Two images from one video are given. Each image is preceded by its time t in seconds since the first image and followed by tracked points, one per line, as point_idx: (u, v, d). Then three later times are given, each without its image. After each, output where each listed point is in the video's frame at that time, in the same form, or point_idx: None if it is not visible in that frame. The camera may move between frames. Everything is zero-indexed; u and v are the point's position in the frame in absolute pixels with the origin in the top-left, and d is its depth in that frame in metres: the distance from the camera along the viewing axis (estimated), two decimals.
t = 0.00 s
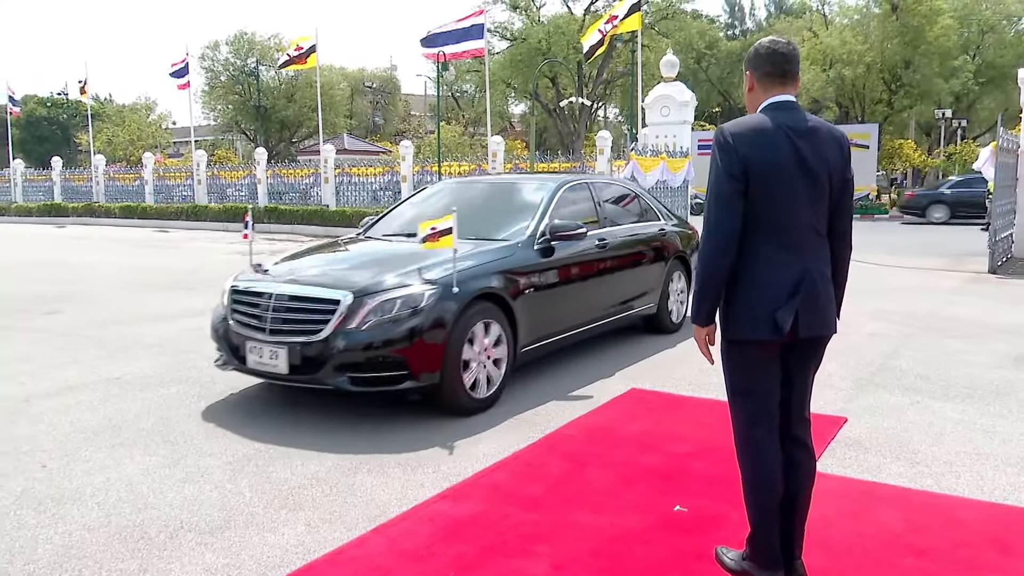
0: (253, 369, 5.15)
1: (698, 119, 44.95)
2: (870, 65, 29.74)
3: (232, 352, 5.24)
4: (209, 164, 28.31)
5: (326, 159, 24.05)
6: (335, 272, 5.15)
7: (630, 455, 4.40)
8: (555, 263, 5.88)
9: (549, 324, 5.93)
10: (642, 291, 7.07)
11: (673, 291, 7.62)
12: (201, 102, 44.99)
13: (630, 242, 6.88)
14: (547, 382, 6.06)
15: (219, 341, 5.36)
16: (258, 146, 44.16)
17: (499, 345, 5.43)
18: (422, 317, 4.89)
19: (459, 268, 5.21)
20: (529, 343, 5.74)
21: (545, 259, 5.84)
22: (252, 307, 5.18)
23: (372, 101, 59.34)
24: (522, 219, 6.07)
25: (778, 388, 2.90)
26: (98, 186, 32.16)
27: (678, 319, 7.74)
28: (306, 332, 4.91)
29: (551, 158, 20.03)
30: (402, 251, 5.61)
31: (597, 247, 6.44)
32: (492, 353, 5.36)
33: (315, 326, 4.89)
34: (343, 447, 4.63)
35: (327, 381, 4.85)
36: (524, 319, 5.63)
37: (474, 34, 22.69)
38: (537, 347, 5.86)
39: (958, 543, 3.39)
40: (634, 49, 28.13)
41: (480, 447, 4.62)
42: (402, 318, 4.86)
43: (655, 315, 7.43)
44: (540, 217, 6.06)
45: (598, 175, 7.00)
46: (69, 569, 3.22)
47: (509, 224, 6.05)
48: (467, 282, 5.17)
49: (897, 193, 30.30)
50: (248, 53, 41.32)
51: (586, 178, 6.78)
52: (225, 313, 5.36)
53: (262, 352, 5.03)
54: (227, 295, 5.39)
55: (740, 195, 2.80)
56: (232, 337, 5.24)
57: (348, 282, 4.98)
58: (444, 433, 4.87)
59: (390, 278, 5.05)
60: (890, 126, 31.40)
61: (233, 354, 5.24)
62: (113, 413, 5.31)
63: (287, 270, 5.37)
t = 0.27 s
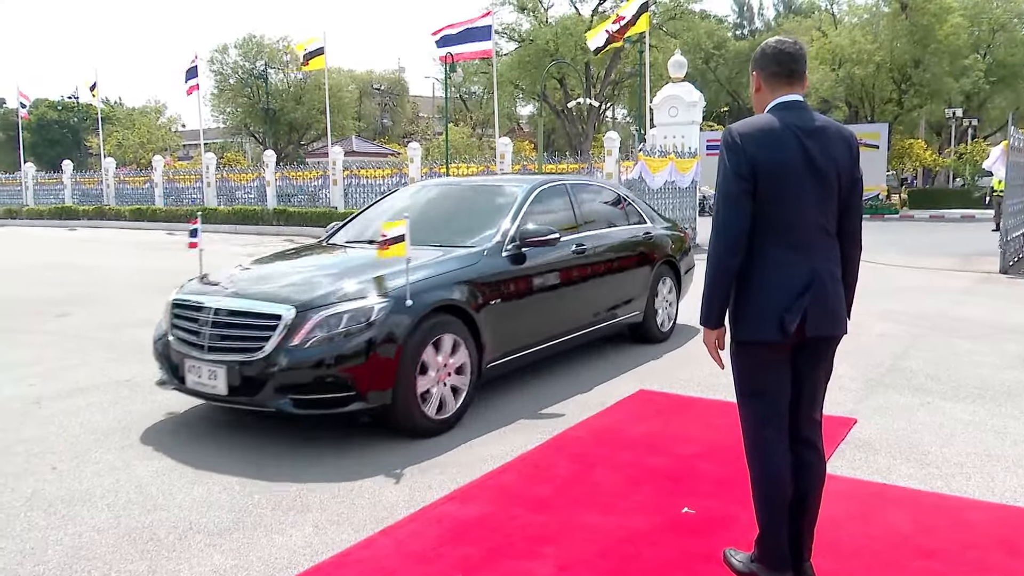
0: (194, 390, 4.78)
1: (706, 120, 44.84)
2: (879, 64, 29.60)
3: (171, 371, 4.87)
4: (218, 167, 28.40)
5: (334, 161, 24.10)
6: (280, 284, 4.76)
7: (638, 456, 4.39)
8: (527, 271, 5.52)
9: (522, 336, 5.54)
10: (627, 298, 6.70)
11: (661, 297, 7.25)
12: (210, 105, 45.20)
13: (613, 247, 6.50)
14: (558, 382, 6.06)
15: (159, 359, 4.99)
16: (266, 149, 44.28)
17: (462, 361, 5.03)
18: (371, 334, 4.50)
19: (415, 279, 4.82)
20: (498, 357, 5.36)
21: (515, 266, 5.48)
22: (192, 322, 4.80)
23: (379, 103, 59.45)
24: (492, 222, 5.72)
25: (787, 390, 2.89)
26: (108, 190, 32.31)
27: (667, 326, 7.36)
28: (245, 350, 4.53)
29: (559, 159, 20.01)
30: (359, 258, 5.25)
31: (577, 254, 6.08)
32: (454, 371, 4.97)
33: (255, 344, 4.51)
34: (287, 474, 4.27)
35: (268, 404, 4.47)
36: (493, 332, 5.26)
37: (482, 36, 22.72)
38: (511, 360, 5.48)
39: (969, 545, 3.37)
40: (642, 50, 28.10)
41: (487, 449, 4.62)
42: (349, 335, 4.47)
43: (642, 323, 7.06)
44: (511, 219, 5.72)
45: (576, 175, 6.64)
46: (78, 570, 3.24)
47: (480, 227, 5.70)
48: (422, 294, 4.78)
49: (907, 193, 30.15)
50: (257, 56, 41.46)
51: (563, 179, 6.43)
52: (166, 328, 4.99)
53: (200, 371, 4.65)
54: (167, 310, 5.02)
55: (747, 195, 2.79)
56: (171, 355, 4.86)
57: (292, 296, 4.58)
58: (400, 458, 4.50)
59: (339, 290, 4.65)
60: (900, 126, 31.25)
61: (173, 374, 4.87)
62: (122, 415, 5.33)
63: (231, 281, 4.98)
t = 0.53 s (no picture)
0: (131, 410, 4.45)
1: (717, 122, 44.72)
2: (891, 65, 29.45)
3: (107, 390, 4.53)
4: (229, 170, 28.54)
5: (344, 164, 24.18)
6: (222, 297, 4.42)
7: (648, 459, 4.38)
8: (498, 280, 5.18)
9: (492, 350, 5.19)
10: (612, 307, 6.35)
11: (649, 306, 6.89)
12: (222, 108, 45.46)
13: (595, 253, 6.13)
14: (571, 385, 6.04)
15: (97, 377, 4.66)
16: (278, 152, 44.47)
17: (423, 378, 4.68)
18: (315, 351, 4.15)
19: (368, 292, 4.47)
20: (466, 372, 5.01)
21: (485, 274, 5.13)
22: (129, 338, 4.46)
23: (390, 106, 59.61)
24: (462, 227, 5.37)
25: (799, 393, 2.87)
26: (121, 193, 32.50)
27: (656, 336, 7.00)
28: (181, 369, 4.19)
29: (569, 162, 20.00)
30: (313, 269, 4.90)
31: (555, 261, 5.72)
32: (414, 390, 4.62)
33: (191, 362, 4.17)
34: (224, 502, 3.94)
35: (205, 427, 4.13)
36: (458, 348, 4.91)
37: (493, 39, 22.74)
38: (480, 375, 5.14)
39: (982, 550, 3.34)
40: (652, 52, 28.05)
41: (497, 452, 4.61)
42: (292, 352, 4.13)
43: (629, 333, 6.70)
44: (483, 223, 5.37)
45: (558, 177, 6.28)
46: (89, 572, 3.25)
47: (450, 232, 5.34)
48: (376, 306, 4.44)
49: (919, 195, 29.97)
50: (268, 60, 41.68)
51: (544, 181, 6.07)
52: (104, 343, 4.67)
53: (134, 391, 4.31)
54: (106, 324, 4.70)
55: (759, 197, 2.77)
56: (107, 372, 4.53)
57: (231, 309, 4.24)
58: (350, 484, 4.17)
59: (283, 303, 4.30)
60: (912, 128, 31.07)
61: (109, 393, 4.53)
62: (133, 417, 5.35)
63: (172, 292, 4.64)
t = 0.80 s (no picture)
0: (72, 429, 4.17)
1: (725, 124, 44.62)
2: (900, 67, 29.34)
3: (48, 408, 4.26)
4: (237, 172, 28.63)
5: (352, 166, 24.23)
6: (168, 309, 4.15)
7: (656, 461, 4.36)
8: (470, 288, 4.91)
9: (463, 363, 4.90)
10: (596, 317, 6.05)
11: (635, 315, 6.60)
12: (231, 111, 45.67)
13: (577, 259, 5.85)
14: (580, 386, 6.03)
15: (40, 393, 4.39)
16: (286, 154, 44.59)
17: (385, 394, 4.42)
18: (264, 366, 3.89)
19: (323, 302, 4.19)
20: (433, 388, 4.72)
21: (456, 282, 4.86)
22: (69, 351, 4.18)
23: (398, 108, 59.77)
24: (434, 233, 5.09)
25: (808, 396, 2.86)
26: (130, 195, 32.64)
27: (643, 347, 6.71)
28: (120, 385, 3.90)
29: (576, 164, 19.96)
30: (268, 278, 4.62)
31: (534, 268, 5.43)
32: (374, 407, 4.34)
33: (130, 379, 3.89)
34: (162, 531, 3.66)
35: (144, 448, 3.86)
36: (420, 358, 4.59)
37: (500, 42, 22.73)
38: (449, 390, 4.84)
39: (991, 555, 3.31)
40: (660, 55, 28.03)
41: (504, 454, 4.61)
42: (240, 367, 3.86)
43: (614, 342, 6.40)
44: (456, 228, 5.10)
45: (537, 179, 5.99)
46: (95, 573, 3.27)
47: (423, 238, 5.07)
48: (332, 318, 4.16)
49: (928, 197, 29.83)
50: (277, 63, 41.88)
51: (523, 185, 5.79)
52: (47, 356, 4.39)
53: (73, 409, 4.03)
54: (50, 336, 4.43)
55: (768, 198, 2.76)
56: (47, 389, 4.26)
57: (174, 322, 3.96)
58: (299, 510, 3.88)
59: (229, 315, 4.02)
60: (921, 129, 30.93)
61: (51, 411, 4.26)
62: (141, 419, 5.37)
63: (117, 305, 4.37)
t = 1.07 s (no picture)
0: None
1: (730, 125, 44.59)
2: (905, 68, 29.27)
3: None
4: (243, 173, 28.67)
5: (357, 167, 24.25)
6: (98, 320, 3.85)
7: (660, 463, 4.36)
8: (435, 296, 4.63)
9: (425, 377, 4.60)
10: (576, 325, 5.76)
11: (618, 323, 6.30)
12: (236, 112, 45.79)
13: (554, 265, 5.54)
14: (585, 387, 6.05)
15: None
16: (291, 156, 44.64)
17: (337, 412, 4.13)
18: (198, 382, 3.59)
19: (264, 314, 3.89)
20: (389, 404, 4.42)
21: (418, 289, 4.57)
22: None
23: (403, 110, 59.84)
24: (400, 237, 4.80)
25: (814, 398, 2.85)
26: (136, 197, 32.68)
27: (627, 356, 6.41)
28: (42, 403, 3.61)
29: (581, 166, 19.92)
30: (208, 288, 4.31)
31: (506, 274, 5.14)
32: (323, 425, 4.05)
33: (50, 398, 3.59)
34: (92, 561, 3.41)
35: (66, 473, 3.56)
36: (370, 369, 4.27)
37: (505, 43, 22.75)
38: (410, 406, 4.55)
39: (997, 558, 3.30)
40: (665, 56, 28.01)
41: (508, 456, 4.61)
42: (175, 383, 3.57)
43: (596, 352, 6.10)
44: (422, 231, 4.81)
45: (515, 182, 5.70)
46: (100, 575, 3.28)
47: (388, 242, 4.76)
48: (273, 330, 3.85)
49: (934, 199, 29.77)
50: (282, 64, 41.97)
51: (498, 187, 5.50)
52: None
53: None
54: None
55: (774, 198, 2.76)
56: None
57: (101, 335, 3.67)
58: (239, 538, 3.61)
59: (159, 328, 3.72)
60: (926, 131, 30.85)
61: None
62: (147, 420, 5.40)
63: (48, 315, 4.08)
